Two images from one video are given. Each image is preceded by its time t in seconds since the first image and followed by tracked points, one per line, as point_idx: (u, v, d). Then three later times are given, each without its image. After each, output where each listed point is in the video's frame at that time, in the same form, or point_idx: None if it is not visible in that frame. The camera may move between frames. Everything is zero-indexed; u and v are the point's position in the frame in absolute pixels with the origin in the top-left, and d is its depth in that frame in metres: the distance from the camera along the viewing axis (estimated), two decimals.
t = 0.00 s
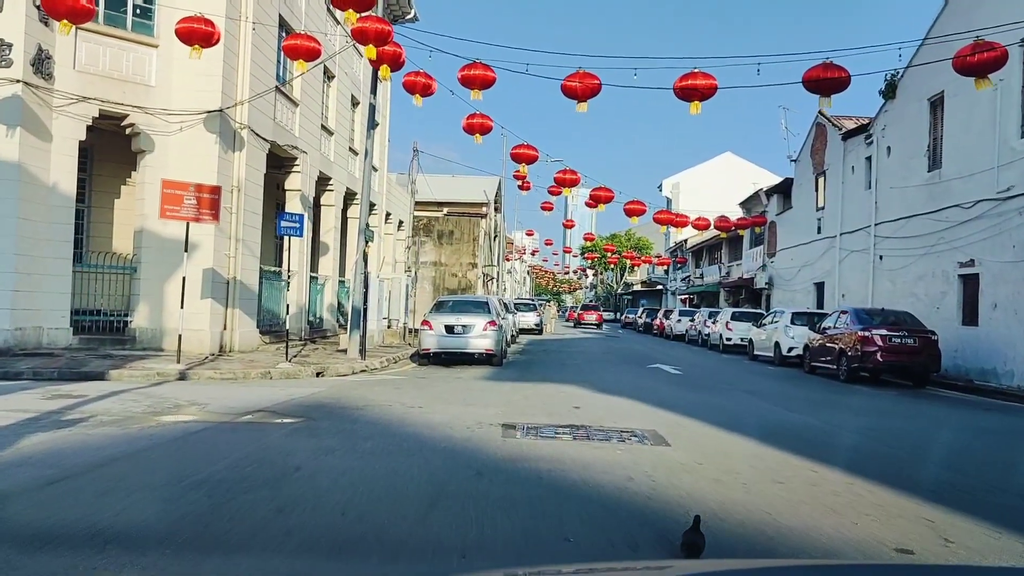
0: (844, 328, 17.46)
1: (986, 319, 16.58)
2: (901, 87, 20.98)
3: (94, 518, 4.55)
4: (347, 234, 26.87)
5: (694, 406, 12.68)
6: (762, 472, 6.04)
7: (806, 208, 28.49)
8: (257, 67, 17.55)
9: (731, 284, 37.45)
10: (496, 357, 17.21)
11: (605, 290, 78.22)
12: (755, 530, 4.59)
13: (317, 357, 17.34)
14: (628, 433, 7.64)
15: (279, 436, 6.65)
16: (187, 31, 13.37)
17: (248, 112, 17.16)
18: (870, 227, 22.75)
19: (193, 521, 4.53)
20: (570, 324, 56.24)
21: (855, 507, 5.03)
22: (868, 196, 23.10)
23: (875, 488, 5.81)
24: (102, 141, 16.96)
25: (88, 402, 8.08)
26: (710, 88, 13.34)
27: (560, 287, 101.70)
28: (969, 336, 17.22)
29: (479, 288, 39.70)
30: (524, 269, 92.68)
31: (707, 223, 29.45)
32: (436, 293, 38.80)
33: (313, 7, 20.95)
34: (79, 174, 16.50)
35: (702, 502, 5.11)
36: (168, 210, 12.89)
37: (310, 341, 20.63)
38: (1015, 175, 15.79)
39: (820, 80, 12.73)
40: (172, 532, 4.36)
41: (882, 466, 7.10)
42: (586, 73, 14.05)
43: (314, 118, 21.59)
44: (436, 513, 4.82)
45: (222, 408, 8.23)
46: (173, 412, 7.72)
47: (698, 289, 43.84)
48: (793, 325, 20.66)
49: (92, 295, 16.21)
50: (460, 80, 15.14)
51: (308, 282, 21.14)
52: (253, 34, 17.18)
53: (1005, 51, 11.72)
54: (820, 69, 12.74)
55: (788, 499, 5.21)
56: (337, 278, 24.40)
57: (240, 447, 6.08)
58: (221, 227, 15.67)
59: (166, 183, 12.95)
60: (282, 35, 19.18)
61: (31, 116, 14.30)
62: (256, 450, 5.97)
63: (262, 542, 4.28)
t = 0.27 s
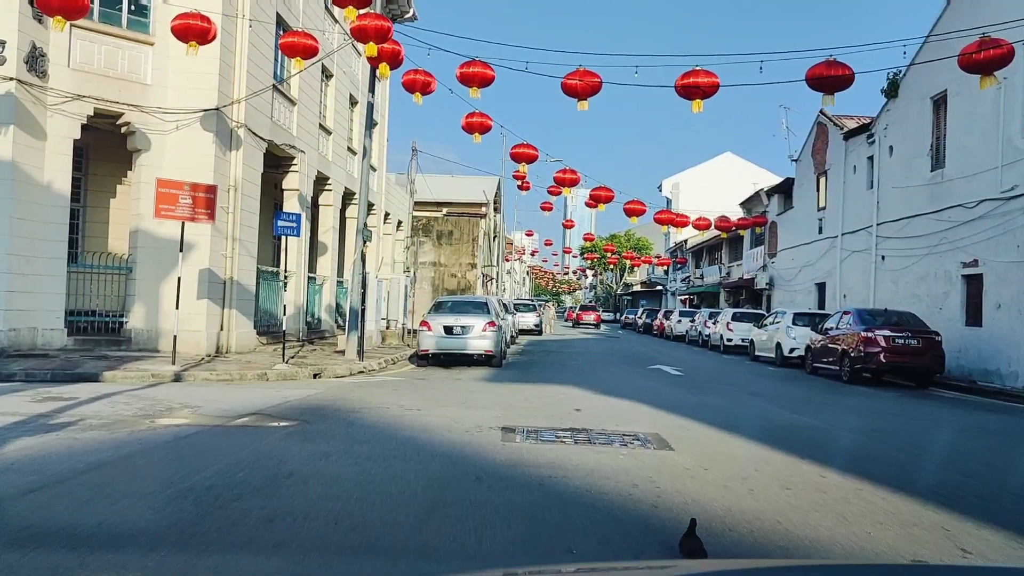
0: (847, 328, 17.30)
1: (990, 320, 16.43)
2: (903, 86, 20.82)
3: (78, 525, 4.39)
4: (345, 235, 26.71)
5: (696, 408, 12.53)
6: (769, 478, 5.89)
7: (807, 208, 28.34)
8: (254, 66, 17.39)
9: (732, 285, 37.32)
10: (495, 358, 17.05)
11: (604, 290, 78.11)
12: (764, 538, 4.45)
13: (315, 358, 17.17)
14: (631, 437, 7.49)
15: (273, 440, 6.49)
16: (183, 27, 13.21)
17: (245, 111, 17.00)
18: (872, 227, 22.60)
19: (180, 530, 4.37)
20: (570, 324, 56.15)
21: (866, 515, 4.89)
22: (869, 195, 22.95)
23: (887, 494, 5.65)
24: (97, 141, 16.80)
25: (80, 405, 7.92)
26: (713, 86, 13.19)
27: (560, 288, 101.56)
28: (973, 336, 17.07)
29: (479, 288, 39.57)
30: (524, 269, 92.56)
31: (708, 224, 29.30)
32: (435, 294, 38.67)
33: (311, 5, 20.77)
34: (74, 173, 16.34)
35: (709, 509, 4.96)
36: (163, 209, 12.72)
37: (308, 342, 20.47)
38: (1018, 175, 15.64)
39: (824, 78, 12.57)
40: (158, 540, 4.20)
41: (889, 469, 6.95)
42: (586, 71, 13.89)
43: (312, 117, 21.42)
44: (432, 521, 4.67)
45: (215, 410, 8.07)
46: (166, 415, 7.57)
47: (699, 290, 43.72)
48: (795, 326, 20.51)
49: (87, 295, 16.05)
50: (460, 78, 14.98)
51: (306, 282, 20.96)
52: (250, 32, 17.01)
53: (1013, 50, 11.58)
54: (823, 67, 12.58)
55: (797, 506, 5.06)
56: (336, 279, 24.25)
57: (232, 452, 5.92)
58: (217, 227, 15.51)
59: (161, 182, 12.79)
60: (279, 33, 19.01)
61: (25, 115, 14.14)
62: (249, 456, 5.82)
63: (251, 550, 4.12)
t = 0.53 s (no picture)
0: (848, 329, 17.21)
1: (992, 320, 16.34)
2: (904, 86, 20.73)
3: (67, 530, 4.29)
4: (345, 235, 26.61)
5: (697, 409, 12.43)
6: (774, 482, 5.80)
7: (808, 209, 28.24)
8: (252, 65, 17.29)
9: (732, 285, 37.23)
10: (495, 359, 16.95)
11: (604, 291, 78.03)
12: (770, 544, 4.36)
13: (313, 359, 17.08)
14: (633, 439, 7.40)
15: (270, 442, 6.40)
16: (181, 26, 13.11)
17: (243, 111, 16.90)
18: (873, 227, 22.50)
19: (172, 535, 4.27)
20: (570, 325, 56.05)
21: (874, 521, 4.80)
22: (871, 195, 22.85)
23: (894, 498, 5.56)
24: (94, 140, 16.70)
25: (76, 406, 7.83)
26: (714, 86, 13.09)
27: (559, 288, 101.44)
28: (975, 337, 16.97)
29: (479, 289, 39.48)
30: (524, 270, 92.46)
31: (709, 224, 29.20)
32: (435, 294, 38.57)
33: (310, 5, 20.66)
34: (71, 173, 16.24)
35: (713, 514, 4.88)
36: (160, 209, 12.62)
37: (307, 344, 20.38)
38: (1021, 174, 15.55)
39: (826, 77, 12.48)
40: (149, 546, 4.11)
41: (897, 472, 6.84)
42: (586, 70, 13.80)
43: (311, 117, 21.30)
44: (431, 527, 4.57)
45: (211, 412, 7.97)
46: (162, 417, 7.47)
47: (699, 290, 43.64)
48: (796, 326, 20.43)
49: (84, 295, 15.94)
50: (460, 77, 14.88)
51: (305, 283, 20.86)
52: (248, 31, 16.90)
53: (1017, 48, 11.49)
54: (826, 66, 12.49)
55: (804, 510, 4.98)
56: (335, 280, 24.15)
57: (226, 456, 5.82)
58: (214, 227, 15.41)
59: (158, 181, 12.68)
60: (277, 32, 18.90)
61: (21, 114, 14.04)
62: (244, 459, 5.72)
63: (244, 556, 4.02)
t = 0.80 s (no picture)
0: (849, 330, 17.16)
1: (994, 320, 16.30)
2: (905, 86, 20.70)
3: (63, 533, 4.25)
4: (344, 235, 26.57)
5: (698, 410, 12.38)
6: (777, 484, 5.76)
7: (808, 209, 28.20)
8: (252, 65, 17.25)
9: (732, 286, 37.20)
10: (495, 360, 16.91)
11: (604, 291, 78.00)
12: (773, 547, 4.32)
13: (313, 359, 17.05)
14: (634, 441, 7.35)
15: (268, 445, 6.35)
16: (181, 26, 13.07)
17: (242, 111, 16.86)
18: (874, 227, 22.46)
19: (169, 538, 4.22)
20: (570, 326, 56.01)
21: (878, 524, 4.76)
22: (872, 195, 22.81)
23: (897, 500, 5.51)
24: (93, 141, 16.66)
25: (73, 408, 7.79)
26: (715, 86, 13.06)
27: (559, 289, 101.41)
28: (976, 337, 16.93)
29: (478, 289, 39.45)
30: (523, 270, 92.40)
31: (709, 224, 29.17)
32: (434, 295, 38.53)
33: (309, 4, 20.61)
34: (70, 173, 16.20)
35: (715, 517, 4.83)
36: (159, 209, 12.58)
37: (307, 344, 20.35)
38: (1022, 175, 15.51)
39: (827, 77, 12.45)
40: (146, 548, 4.07)
41: (900, 474, 6.80)
42: (586, 70, 13.76)
43: (310, 117, 21.26)
44: (431, 530, 4.53)
45: (210, 414, 7.93)
46: (160, 419, 7.43)
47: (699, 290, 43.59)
48: (797, 327, 20.39)
49: (83, 296, 15.90)
50: (460, 77, 14.84)
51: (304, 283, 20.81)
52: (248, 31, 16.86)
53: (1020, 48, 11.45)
54: (826, 66, 12.45)
55: (807, 513, 4.93)
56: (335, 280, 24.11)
57: (225, 458, 5.78)
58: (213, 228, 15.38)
59: (157, 182, 12.64)
60: (277, 32, 18.85)
61: (20, 114, 14.00)
62: (243, 462, 5.68)
63: (242, 560, 3.97)
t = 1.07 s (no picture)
0: (851, 331, 17.10)
1: (996, 321, 16.24)
2: (906, 86, 20.64)
3: (59, 538, 4.19)
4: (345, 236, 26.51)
5: (700, 412, 12.32)
6: (781, 487, 5.69)
7: (810, 209, 28.13)
8: (251, 65, 17.20)
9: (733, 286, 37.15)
10: (496, 361, 16.85)
11: (605, 292, 77.93)
12: (778, 551, 4.26)
13: (312, 360, 16.99)
14: (635, 443, 7.29)
15: (267, 447, 6.29)
16: (180, 25, 13.02)
17: (242, 111, 16.81)
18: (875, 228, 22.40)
19: (167, 542, 4.16)
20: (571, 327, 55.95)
21: (884, 527, 4.70)
22: (873, 196, 22.74)
23: (902, 503, 5.45)
24: (91, 141, 16.60)
25: (71, 410, 7.73)
26: (716, 86, 13.00)
27: (559, 289, 101.32)
28: (979, 338, 16.87)
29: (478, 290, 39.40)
30: (524, 271, 92.31)
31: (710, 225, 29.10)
32: (435, 296, 38.47)
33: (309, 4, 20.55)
34: (69, 174, 16.14)
35: (719, 521, 4.77)
36: (159, 210, 12.53)
37: (307, 345, 20.31)
38: None
39: (829, 77, 12.39)
40: (143, 552, 4.02)
41: (904, 476, 6.74)
42: (587, 70, 13.70)
43: (310, 117, 21.19)
44: (431, 534, 4.47)
45: (209, 416, 7.87)
46: (158, 421, 7.37)
47: (700, 291, 43.54)
48: (798, 328, 20.33)
49: (82, 297, 15.85)
50: (460, 77, 14.78)
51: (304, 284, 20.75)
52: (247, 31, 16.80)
53: None
54: (828, 65, 12.40)
55: (811, 517, 4.87)
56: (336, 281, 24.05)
57: (224, 461, 5.72)
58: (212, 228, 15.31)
59: (157, 182, 12.59)
60: (276, 32, 18.79)
61: (18, 115, 13.94)
62: (241, 465, 5.61)
63: (240, 565, 3.92)
